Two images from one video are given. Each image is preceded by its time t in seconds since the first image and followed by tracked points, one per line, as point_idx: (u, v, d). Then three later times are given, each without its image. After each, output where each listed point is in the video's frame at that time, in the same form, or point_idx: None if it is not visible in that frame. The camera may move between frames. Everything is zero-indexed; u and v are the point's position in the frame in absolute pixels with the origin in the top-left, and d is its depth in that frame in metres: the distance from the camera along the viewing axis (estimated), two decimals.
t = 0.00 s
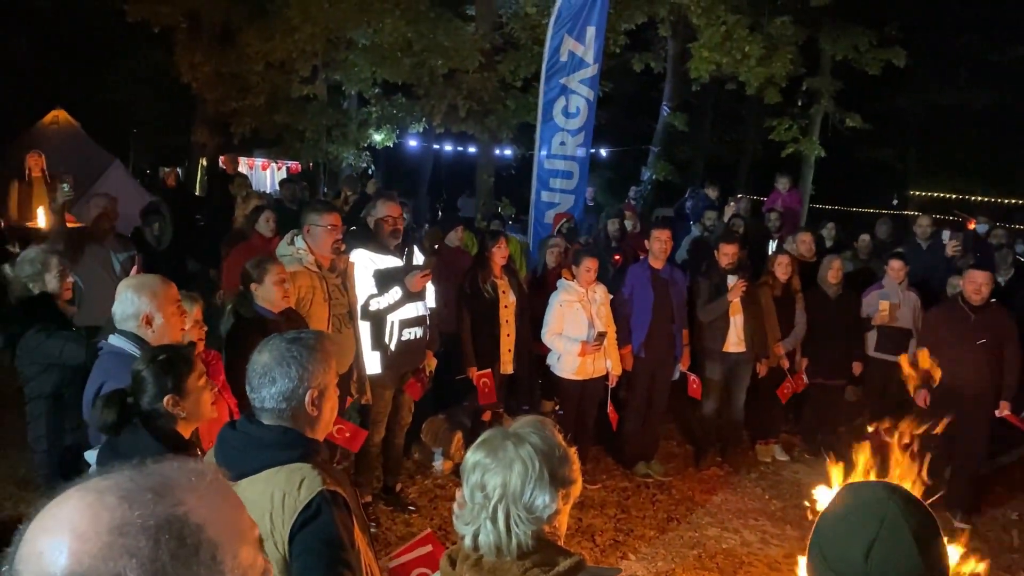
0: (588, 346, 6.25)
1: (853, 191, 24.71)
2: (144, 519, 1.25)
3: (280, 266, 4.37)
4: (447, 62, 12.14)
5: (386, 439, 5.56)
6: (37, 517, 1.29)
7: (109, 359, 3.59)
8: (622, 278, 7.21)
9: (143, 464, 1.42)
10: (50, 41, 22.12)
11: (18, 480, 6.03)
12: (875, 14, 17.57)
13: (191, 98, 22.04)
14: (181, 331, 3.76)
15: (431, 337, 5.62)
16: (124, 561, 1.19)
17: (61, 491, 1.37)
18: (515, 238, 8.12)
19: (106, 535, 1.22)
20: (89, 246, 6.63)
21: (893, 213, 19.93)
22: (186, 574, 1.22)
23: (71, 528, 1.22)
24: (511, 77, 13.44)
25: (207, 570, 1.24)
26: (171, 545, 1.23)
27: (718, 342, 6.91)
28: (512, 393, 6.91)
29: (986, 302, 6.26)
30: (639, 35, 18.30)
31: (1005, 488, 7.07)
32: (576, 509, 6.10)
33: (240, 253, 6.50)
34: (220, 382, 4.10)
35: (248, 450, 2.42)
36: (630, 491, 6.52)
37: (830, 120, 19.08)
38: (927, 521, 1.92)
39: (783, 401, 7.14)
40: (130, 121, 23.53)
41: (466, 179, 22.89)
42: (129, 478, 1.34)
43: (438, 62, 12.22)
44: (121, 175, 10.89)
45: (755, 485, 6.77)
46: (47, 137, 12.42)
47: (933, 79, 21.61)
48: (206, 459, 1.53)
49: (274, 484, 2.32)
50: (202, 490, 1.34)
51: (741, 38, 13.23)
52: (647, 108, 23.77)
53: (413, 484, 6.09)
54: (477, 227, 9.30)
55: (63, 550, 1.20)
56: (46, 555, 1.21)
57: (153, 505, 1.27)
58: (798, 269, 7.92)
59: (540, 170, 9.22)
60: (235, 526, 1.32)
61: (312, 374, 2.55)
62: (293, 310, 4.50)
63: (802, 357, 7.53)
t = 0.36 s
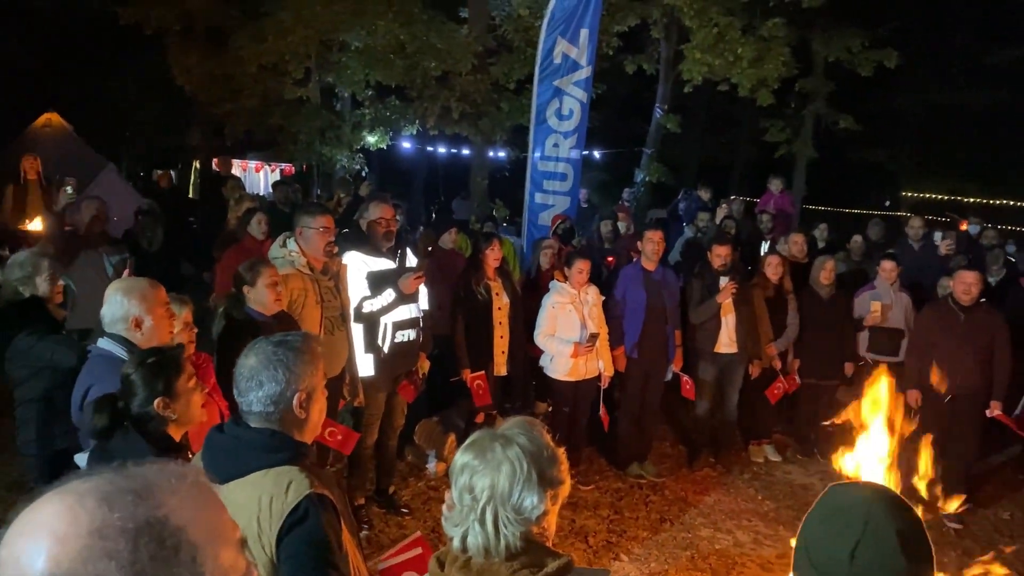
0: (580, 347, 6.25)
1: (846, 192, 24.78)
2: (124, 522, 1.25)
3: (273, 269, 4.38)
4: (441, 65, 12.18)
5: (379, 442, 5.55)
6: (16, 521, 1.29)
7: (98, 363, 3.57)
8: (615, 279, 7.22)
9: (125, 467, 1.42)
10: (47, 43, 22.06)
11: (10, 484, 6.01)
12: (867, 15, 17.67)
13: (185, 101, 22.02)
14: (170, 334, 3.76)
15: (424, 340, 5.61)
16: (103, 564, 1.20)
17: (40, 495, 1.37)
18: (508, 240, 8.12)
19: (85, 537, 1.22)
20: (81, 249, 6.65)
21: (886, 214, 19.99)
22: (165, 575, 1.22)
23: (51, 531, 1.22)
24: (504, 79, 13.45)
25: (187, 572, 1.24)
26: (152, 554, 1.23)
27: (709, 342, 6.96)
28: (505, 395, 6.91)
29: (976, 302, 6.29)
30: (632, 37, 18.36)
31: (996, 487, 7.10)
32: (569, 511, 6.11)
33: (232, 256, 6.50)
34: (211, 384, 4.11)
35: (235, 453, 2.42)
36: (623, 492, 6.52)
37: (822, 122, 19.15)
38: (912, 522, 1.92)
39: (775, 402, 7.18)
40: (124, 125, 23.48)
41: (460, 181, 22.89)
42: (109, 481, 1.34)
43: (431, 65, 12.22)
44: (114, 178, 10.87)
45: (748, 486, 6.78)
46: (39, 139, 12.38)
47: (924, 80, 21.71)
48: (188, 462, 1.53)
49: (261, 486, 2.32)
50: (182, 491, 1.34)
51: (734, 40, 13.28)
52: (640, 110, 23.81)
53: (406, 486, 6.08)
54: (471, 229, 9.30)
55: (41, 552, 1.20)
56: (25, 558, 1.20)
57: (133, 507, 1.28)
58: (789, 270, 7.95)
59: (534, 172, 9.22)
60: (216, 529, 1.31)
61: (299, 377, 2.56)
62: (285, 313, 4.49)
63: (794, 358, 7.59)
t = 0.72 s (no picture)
0: (566, 348, 6.27)
1: (830, 193, 24.93)
2: (104, 524, 1.25)
3: (256, 272, 4.35)
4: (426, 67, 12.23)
5: (365, 445, 5.54)
6: None
7: (77, 368, 3.55)
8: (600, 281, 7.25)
9: (105, 470, 1.41)
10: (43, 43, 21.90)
11: None
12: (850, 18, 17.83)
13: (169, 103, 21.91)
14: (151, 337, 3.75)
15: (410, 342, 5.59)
16: (82, 567, 1.20)
17: (20, 500, 1.37)
18: (494, 242, 8.13)
19: (64, 541, 1.22)
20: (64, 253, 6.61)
21: (870, 215, 20.14)
22: None
23: (31, 534, 1.22)
24: (490, 82, 13.44)
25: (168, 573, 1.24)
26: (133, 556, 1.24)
27: (694, 342, 6.99)
28: (492, 397, 6.92)
29: (957, 302, 6.35)
30: (617, 40, 18.43)
31: (978, 484, 7.17)
32: (555, 512, 6.12)
33: (217, 259, 6.48)
34: (194, 389, 4.14)
35: (217, 457, 2.41)
36: (609, 493, 6.54)
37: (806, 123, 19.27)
38: (890, 521, 1.95)
39: (759, 401, 7.23)
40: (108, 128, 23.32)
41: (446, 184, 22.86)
42: (90, 484, 1.34)
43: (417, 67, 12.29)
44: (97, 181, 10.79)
45: (733, 486, 6.82)
46: (22, 142, 12.28)
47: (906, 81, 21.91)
48: (171, 465, 1.52)
49: (243, 490, 2.32)
50: (165, 494, 1.34)
51: (717, 42, 13.43)
52: (626, 112, 23.88)
53: (392, 489, 6.07)
54: (457, 231, 9.29)
55: (21, 556, 1.20)
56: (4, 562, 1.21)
57: (113, 509, 1.28)
58: (773, 270, 8.01)
59: (520, 174, 9.23)
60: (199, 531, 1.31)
61: (282, 381, 2.56)
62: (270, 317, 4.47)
63: (778, 357, 7.63)
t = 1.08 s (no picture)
0: (543, 349, 6.28)
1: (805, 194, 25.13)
2: (63, 534, 1.25)
3: (229, 275, 4.31)
4: (401, 68, 12.23)
5: (342, 448, 5.51)
6: None
7: (43, 374, 3.49)
8: (577, 281, 7.27)
9: (70, 477, 1.40)
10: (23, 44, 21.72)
11: None
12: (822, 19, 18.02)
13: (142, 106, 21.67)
14: (122, 343, 3.71)
15: (386, 344, 5.57)
16: None
17: None
18: (471, 243, 8.13)
19: (25, 555, 1.23)
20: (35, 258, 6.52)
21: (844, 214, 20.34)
22: None
23: None
24: (466, 83, 13.46)
25: None
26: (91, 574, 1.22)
27: (670, 341, 7.03)
28: (469, 398, 6.90)
29: (930, 299, 6.43)
30: (593, 41, 18.48)
31: (952, 480, 7.25)
32: (533, 513, 6.12)
33: (191, 262, 6.42)
34: (169, 395, 4.09)
35: (189, 463, 2.39)
36: (587, 493, 6.55)
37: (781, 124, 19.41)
38: (856, 518, 1.97)
39: (736, 400, 7.30)
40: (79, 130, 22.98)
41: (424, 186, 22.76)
42: (52, 493, 1.33)
43: (393, 68, 12.29)
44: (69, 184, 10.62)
45: (710, 484, 6.85)
46: None
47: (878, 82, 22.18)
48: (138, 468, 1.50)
49: (217, 496, 2.32)
50: (127, 502, 1.32)
51: (692, 44, 13.53)
52: (603, 113, 23.92)
53: (370, 492, 6.05)
54: (435, 233, 9.27)
55: None
56: None
57: (73, 519, 1.27)
58: (748, 270, 8.08)
59: (497, 175, 9.23)
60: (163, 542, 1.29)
61: (255, 385, 2.53)
62: (243, 319, 4.44)
63: (753, 356, 7.68)
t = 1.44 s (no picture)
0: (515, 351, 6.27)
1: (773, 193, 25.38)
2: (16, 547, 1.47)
3: (194, 280, 4.28)
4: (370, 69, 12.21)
5: (312, 453, 5.48)
6: None
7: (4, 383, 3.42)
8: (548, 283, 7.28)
9: (24, 492, 1.62)
10: None
11: None
12: (788, 21, 18.22)
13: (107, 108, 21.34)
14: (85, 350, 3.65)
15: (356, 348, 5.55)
16: None
17: None
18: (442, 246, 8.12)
19: None
20: None
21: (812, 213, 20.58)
22: None
23: None
24: (436, 84, 13.44)
25: None
26: (41, 575, 1.45)
27: (640, 342, 7.08)
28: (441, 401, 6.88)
29: (895, 297, 6.53)
30: (562, 43, 18.54)
31: (918, 475, 7.36)
32: (506, 515, 6.11)
33: (157, 267, 6.35)
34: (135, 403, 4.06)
35: (153, 472, 2.35)
36: (560, 494, 6.56)
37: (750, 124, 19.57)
38: (816, 515, 1.99)
39: (706, 399, 7.35)
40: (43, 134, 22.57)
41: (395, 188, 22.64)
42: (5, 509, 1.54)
43: (362, 70, 12.33)
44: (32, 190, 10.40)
45: (682, 483, 6.88)
46: None
47: (843, 83, 22.48)
48: (82, 481, 1.72)
49: (183, 505, 2.29)
50: (75, 518, 1.55)
51: (660, 45, 13.64)
52: (574, 114, 23.98)
53: (341, 497, 6.01)
54: (405, 235, 9.23)
55: None
56: None
57: (25, 533, 1.49)
58: (717, 269, 8.15)
59: (467, 177, 9.22)
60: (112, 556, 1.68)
61: (221, 392, 2.50)
62: (209, 325, 4.40)
63: (723, 355, 7.73)
